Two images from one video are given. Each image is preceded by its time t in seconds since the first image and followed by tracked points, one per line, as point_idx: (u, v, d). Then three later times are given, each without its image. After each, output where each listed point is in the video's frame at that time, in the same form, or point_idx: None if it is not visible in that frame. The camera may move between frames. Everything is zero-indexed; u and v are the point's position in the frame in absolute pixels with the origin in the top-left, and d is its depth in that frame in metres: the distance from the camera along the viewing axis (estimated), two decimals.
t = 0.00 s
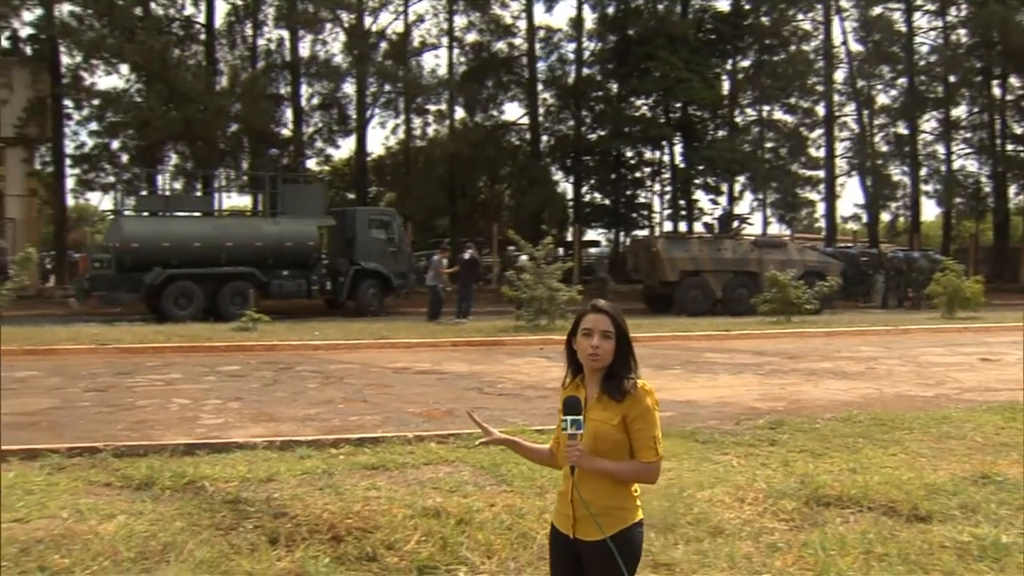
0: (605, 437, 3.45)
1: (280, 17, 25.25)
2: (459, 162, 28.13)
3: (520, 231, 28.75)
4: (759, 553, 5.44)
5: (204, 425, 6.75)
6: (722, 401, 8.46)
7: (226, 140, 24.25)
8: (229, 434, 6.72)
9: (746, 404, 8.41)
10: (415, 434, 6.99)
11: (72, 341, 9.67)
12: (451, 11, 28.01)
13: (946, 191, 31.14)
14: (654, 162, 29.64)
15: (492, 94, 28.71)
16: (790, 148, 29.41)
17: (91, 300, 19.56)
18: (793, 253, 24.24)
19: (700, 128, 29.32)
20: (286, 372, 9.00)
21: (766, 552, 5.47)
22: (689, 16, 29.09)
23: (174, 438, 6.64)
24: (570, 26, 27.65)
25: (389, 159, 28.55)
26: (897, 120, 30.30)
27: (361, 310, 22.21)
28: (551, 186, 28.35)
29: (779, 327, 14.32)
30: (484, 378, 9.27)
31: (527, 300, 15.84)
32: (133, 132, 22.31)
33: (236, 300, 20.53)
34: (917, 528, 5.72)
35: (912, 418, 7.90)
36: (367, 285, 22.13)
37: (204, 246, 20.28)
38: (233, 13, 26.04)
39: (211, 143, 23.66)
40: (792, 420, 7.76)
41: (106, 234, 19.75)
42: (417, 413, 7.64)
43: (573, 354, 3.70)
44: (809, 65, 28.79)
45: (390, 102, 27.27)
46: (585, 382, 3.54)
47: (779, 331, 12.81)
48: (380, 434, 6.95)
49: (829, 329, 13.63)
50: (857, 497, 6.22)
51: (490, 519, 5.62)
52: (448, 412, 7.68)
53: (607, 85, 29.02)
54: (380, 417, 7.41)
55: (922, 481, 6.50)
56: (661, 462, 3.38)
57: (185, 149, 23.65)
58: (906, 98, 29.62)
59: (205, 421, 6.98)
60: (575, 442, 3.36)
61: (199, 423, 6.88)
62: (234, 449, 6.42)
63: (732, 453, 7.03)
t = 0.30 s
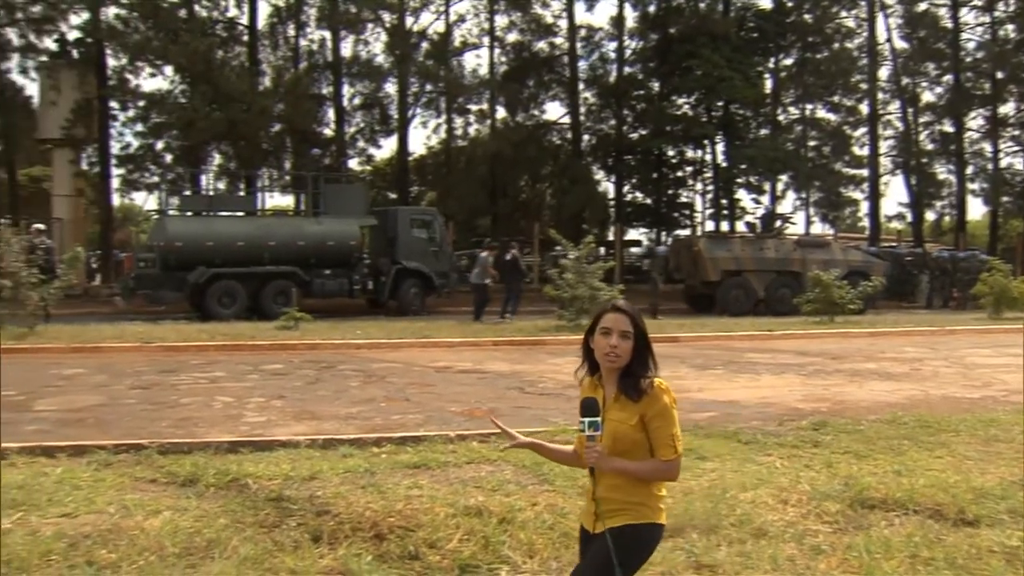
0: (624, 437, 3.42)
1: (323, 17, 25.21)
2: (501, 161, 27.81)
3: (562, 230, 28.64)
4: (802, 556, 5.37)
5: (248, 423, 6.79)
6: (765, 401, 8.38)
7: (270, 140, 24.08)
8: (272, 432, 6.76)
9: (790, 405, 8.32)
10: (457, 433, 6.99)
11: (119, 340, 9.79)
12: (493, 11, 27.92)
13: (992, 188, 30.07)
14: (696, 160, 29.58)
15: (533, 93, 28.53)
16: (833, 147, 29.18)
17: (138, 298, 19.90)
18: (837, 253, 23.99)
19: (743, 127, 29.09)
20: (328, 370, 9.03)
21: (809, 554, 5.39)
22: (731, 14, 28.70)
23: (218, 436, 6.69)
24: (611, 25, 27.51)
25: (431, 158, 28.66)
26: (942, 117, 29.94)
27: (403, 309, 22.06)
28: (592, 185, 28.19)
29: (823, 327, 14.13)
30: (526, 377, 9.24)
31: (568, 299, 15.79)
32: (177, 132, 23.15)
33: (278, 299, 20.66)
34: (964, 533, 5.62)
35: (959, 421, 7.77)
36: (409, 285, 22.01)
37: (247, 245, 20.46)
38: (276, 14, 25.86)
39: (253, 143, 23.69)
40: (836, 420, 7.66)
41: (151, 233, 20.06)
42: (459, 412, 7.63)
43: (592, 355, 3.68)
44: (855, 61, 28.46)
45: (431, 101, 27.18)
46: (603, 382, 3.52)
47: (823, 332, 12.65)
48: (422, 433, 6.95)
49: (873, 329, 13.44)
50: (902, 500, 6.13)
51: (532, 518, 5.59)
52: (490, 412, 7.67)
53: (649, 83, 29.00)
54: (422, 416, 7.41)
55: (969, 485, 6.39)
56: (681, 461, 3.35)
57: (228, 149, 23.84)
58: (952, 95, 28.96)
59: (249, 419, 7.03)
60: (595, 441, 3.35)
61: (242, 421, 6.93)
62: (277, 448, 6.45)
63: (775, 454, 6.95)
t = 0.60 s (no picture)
0: (639, 442, 3.52)
1: (364, 18, 25.31)
2: (542, 159, 28.31)
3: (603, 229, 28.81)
4: (847, 557, 5.30)
5: (290, 421, 6.83)
6: (809, 400, 8.29)
7: (311, 138, 24.77)
8: (314, 429, 6.79)
9: (833, 404, 8.22)
10: (498, 431, 6.98)
11: (163, 336, 9.90)
12: (534, 10, 27.99)
13: None
14: (738, 158, 29.32)
15: (575, 91, 28.58)
16: (878, 143, 29.11)
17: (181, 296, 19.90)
18: (881, 251, 23.76)
19: (785, 124, 28.73)
20: (370, 367, 9.05)
21: (854, 556, 5.32)
22: (773, 12, 28.66)
23: (261, 433, 6.73)
24: (652, 23, 27.54)
25: (472, 156, 29.01)
26: (989, 114, 29.47)
27: (444, 307, 22.16)
28: (633, 183, 28.47)
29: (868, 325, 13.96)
30: (566, 375, 9.21)
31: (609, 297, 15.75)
32: (220, 132, 23.60)
33: (320, 296, 20.84)
34: (1012, 536, 5.52)
35: (1006, 422, 7.63)
36: (450, 283, 22.16)
37: (290, 243, 20.77)
38: (318, 14, 26.28)
39: (295, 142, 24.37)
40: (880, 421, 7.56)
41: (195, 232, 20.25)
42: (501, 410, 7.63)
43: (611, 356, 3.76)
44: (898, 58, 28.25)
45: (473, 100, 27.21)
46: (621, 387, 3.61)
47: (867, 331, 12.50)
48: (464, 431, 6.95)
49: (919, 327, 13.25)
50: (948, 502, 6.03)
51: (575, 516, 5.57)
52: (532, 410, 7.66)
53: (690, 82, 28.92)
54: (464, 414, 7.43)
55: (1017, 487, 6.28)
56: (696, 465, 3.44)
57: (270, 148, 24.43)
58: (1000, 92, 28.63)
59: (291, 417, 7.07)
60: (609, 445, 3.46)
61: (285, 417, 6.97)
62: (320, 444, 6.48)
63: (818, 454, 6.86)
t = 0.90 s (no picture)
0: (637, 440, 3.59)
1: (402, 16, 25.36)
2: (581, 156, 28.01)
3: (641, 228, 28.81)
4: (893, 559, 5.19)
5: (329, 417, 6.85)
6: (849, 400, 8.18)
7: (349, 137, 24.89)
8: (353, 426, 6.80)
9: (874, 404, 8.10)
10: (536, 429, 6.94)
11: (203, 333, 10.01)
12: (571, 6, 27.62)
13: None
14: (777, 155, 27.84)
15: (613, 88, 28.05)
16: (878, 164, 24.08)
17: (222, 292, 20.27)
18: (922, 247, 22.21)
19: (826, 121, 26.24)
20: (407, 365, 9.04)
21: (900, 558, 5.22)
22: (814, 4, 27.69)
23: (301, 430, 6.78)
24: (691, 19, 27.43)
25: (510, 154, 28.08)
26: None
27: (483, 305, 22.35)
28: (671, 181, 28.14)
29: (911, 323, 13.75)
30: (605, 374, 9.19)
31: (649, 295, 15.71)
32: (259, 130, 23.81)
33: (359, 294, 21.02)
34: None
35: None
36: (487, 281, 22.32)
37: (329, 240, 20.89)
38: (355, 13, 26.26)
39: (334, 140, 24.55)
40: (922, 421, 7.44)
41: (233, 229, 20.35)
42: (539, 409, 7.60)
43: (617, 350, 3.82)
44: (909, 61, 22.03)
45: (510, 97, 26.73)
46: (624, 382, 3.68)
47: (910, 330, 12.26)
48: (502, 429, 6.93)
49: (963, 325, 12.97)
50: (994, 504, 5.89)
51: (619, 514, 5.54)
52: (570, 409, 7.62)
53: (729, 78, 28.09)
54: (502, 412, 7.41)
55: None
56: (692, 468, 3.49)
57: (310, 146, 24.41)
58: None
59: (330, 413, 7.10)
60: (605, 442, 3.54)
61: (324, 414, 7.01)
62: (359, 441, 6.49)
63: (859, 454, 6.74)
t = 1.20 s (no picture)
0: (652, 435, 3.86)
1: (445, 13, 24.75)
2: (624, 153, 27.30)
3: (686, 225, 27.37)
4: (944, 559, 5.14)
5: (373, 413, 6.91)
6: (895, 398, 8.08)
7: (394, 134, 24.80)
8: (397, 422, 6.85)
9: (921, 403, 8.00)
10: (581, 425, 6.93)
11: (250, 328, 10.17)
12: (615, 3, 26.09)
13: None
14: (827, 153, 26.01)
15: (657, 85, 26.25)
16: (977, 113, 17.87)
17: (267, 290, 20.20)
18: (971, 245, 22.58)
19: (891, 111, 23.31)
20: (452, 361, 9.02)
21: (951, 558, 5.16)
22: None
23: (346, 424, 6.86)
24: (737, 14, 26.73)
25: (553, 151, 26.50)
26: None
27: (526, 302, 22.39)
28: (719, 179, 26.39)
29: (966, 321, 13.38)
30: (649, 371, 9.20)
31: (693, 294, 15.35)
32: (304, 128, 23.48)
33: (402, 292, 21.57)
34: None
35: None
36: (530, 279, 22.48)
37: (372, 237, 21.45)
38: (399, 11, 25.15)
39: (377, 138, 24.54)
40: (970, 421, 7.34)
41: (278, 226, 21.01)
42: (583, 406, 7.58)
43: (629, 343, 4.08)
44: None
45: (555, 94, 25.53)
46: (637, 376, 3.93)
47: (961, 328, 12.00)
48: (545, 426, 6.92)
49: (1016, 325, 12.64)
50: None
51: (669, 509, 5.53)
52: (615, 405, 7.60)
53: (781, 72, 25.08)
54: (545, 410, 7.41)
55: None
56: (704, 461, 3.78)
57: (354, 144, 24.35)
58: None
59: (376, 409, 7.17)
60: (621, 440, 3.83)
61: (368, 410, 7.08)
62: (403, 437, 6.53)
63: (906, 454, 6.65)
